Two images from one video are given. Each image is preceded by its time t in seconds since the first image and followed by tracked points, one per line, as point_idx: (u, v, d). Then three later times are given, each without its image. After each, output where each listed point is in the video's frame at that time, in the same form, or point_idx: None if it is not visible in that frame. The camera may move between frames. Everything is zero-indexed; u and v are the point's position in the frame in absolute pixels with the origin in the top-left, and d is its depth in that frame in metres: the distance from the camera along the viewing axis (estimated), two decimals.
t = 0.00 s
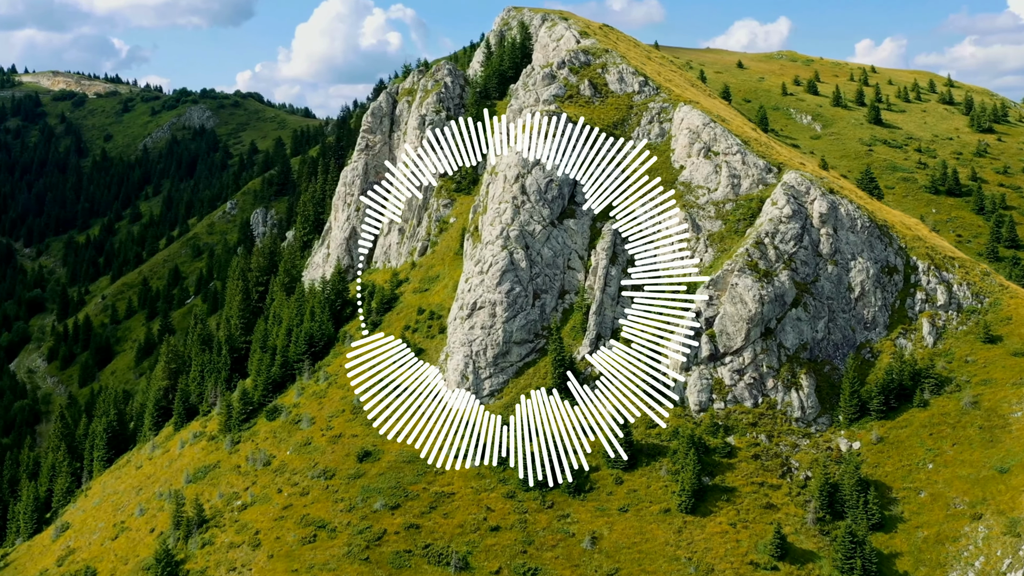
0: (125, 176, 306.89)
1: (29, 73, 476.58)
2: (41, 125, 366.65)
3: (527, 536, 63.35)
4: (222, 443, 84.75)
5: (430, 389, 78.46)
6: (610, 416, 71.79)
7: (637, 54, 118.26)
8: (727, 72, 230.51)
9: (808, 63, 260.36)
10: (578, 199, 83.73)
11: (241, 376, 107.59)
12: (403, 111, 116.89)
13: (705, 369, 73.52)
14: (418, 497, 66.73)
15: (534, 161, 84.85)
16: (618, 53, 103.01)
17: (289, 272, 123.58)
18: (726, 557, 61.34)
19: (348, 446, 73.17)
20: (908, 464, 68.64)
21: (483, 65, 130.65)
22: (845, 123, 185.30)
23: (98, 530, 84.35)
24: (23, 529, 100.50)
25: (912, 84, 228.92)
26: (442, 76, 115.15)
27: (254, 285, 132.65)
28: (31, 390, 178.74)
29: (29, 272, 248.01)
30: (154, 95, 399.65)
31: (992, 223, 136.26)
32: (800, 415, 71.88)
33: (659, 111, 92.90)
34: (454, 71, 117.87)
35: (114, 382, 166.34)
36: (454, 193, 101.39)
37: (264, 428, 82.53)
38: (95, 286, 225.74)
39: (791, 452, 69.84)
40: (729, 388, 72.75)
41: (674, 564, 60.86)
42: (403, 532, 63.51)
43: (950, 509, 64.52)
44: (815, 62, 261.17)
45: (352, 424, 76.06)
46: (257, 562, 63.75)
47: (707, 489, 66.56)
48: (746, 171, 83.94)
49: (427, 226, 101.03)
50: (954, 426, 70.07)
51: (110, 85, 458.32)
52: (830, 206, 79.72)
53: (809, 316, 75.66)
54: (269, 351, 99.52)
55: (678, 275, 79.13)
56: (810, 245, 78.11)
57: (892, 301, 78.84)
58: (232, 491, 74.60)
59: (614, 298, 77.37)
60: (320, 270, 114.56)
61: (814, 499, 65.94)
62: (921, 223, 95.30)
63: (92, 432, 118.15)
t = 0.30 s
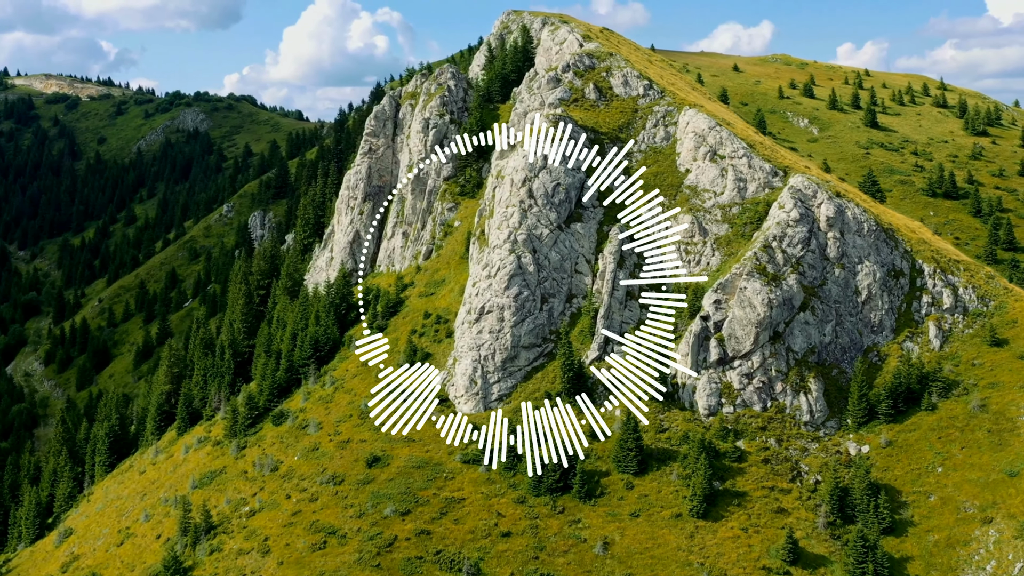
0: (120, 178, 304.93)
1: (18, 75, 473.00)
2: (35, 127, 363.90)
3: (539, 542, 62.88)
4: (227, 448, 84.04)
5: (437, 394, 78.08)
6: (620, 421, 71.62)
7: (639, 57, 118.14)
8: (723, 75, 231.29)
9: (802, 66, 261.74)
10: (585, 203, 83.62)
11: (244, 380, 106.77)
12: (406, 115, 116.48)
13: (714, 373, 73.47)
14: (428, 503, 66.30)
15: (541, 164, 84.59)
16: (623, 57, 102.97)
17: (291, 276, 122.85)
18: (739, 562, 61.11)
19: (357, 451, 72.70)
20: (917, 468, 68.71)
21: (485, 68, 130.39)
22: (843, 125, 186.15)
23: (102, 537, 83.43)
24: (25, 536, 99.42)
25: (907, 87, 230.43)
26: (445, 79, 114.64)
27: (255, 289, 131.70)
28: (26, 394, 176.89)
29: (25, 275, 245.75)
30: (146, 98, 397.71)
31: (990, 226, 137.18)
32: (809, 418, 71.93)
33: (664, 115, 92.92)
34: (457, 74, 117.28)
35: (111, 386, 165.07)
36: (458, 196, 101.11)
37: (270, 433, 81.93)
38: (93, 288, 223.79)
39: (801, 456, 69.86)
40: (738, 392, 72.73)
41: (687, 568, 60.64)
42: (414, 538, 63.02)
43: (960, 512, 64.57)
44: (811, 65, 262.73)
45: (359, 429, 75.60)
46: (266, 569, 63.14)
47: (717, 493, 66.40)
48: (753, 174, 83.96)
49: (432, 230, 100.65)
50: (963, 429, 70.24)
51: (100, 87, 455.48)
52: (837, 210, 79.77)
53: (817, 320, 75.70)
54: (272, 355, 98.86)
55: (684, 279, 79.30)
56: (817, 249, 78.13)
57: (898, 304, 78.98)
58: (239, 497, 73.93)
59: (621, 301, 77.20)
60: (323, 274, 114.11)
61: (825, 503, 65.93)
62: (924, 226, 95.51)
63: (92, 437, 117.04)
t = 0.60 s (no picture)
0: (109, 180, 303.05)
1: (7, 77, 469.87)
2: (21, 129, 361.21)
3: (551, 551, 61.67)
4: (230, 456, 82.76)
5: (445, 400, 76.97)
6: (630, 427, 70.73)
7: (644, 56, 117.05)
8: (722, 76, 230.70)
9: (800, 67, 261.51)
10: (593, 206, 82.81)
11: (245, 386, 105.30)
12: (409, 116, 115.40)
13: (726, 378, 72.64)
14: (438, 511, 65.21)
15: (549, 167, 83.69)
16: (629, 58, 102.04)
17: (291, 279, 121.41)
18: (754, 571, 60.07)
19: (364, 459, 71.58)
20: (931, 474, 67.72)
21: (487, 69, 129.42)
22: (843, 127, 185.64)
23: (100, 546, 82.00)
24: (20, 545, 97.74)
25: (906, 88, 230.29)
26: (448, 80, 113.53)
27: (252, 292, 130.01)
28: (17, 398, 174.63)
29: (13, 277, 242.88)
30: (137, 99, 395.25)
31: (994, 228, 136.67)
32: (822, 424, 71.13)
33: (671, 116, 92.13)
34: (461, 75, 116.21)
35: (105, 390, 163.37)
36: (462, 199, 100.11)
37: (274, 440, 80.75)
38: (83, 291, 221.91)
39: (814, 462, 69.04)
40: (750, 398, 71.90)
41: None
42: (424, 547, 61.87)
43: (976, 519, 63.36)
44: (808, 66, 262.40)
45: (366, 436, 74.50)
46: None
47: (731, 501, 65.50)
48: (762, 176, 83.13)
49: (435, 233, 99.66)
50: (977, 434, 69.17)
51: (89, 88, 452.62)
52: (848, 212, 78.95)
53: (829, 324, 74.91)
54: (273, 361, 97.54)
55: (694, 283, 78.51)
56: (829, 252, 77.33)
57: (910, 308, 78.26)
58: (243, 505, 72.63)
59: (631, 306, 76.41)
60: (325, 278, 112.84)
61: (839, 510, 65.06)
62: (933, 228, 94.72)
63: (88, 443, 115.42)
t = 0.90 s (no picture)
0: (100, 182, 301.57)
1: None
2: (9, 130, 357.81)
3: (563, 559, 60.90)
4: (233, 463, 81.65)
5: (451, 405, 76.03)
6: (640, 432, 70.10)
7: (648, 57, 116.34)
8: (720, 77, 230.42)
9: (797, 68, 261.68)
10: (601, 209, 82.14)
11: (246, 391, 104.03)
12: (411, 118, 114.44)
13: (737, 383, 72.03)
14: (448, 519, 64.35)
15: (556, 169, 82.91)
16: (634, 59, 101.32)
17: (291, 283, 119.92)
18: None
19: (372, 466, 70.67)
20: (944, 479, 67.04)
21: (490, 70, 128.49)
22: (843, 128, 185.47)
23: (101, 556, 80.63)
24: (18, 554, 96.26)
25: (903, 89, 230.63)
26: (451, 81, 112.51)
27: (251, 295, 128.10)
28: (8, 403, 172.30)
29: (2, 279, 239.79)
30: (127, 100, 392.65)
31: (996, 230, 136.52)
32: (833, 429, 70.59)
33: (678, 118, 91.55)
34: (463, 76, 115.26)
35: (100, 395, 161.62)
36: (466, 202, 99.31)
37: (278, 447, 79.69)
38: (75, 294, 220.08)
39: (826, 468, 68.48)
40: (761, 403, 71.30)
41: None
42: (435, 556, 60.99)
43: (990, 525, 62.57)
44: (805, 67, 262.56)
45: (373, 442, 73.56)
46: None
47: (745, 507, 64.87)
48: (771, 179, 82.55)
49: (439, 236, 98.82)
50: (990, 439, 68.53)
51: (77, 88, 449.01)
52: (859, 215, 78.33)
53: (839, 328, 74.37)
54: (276, 366, 96.46)
55: (702, 286, 78.26)
56: (839, 255, 76.75)
57: (920, 311, 77.83)
58: (248, 513, 71.47)
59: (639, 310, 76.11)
60: (327, 283, 111.47)
61: (853, 516, 64.48)
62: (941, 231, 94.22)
63: (86, 449, 113.85)
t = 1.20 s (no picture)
0: (90, 185, 300.75)
1: None
2: None
3: (576, 567, 60.13)
4: (237, 470, 80.59)
5: (458, 410, 75.22)
6: (650, 438, 69.49)
7: (651, 58, 115.78)
8: (718, 79, 230.22)
9: (794, 70, 261.89)
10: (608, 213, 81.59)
11: (247, 397, 102.94)
12: (414, 120, 113.54)
13: (748, 389, 71.49)
14: (458, 527, 63.54)
15: (563, 172, 82.19)
16: (640, 60, 100.81)
17: (292, 287, 118.65)
18: None
19: (380, 473, 69.79)
20: (957, 484, 66.36)
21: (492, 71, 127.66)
22: (842, 130, 185.32)
23: (102, 564, 79.45)
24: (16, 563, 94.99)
25: (900, 91, 231.07)
26: (454, 83, 111.54)
27: (249, 298, 126.68)
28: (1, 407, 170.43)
29: None
30: (118, 101, 390.16)
31: (997, 232, 136.37)
32: (845, 434, 70.02)
33: (685, 120, 91.08)
34: (467, 77, 114.24)
35: (94, 399, 160.00)
36: (470, 205, 98.55)
37: (282, 454, 78.70)
38: (67, 297, 218.05)
39: (838, 473, 67.89)
40: (773, 408, 70.77)
41: None
42: (446, 565, 60.19)
43: (1004, 530, 61.92)
44: (802, 69, 262.83)
45: (380, 449, 72.66)
46: None
47: (758, 514, 64.26)
48: (780, 182, 82.07)
49: (443, 239, 97.98)
50: (1002, 444, 67.92)
51: (65, 90, 445.29)
52: (869, 218, 77.85)
53: (850, 332, 73.88)
54: (278, 372, 95.44)
55: (711, 290, 78.07)
56: (849, 259, 76.29)
57: (930, 315, 77.38)
58: (254, 521, 70.46)
59: (648, 315, 76.02)
60: (330, 287, 110.29)
61: (866, 522, 63.86)
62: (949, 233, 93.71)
63: (84, 455, 112.54)
